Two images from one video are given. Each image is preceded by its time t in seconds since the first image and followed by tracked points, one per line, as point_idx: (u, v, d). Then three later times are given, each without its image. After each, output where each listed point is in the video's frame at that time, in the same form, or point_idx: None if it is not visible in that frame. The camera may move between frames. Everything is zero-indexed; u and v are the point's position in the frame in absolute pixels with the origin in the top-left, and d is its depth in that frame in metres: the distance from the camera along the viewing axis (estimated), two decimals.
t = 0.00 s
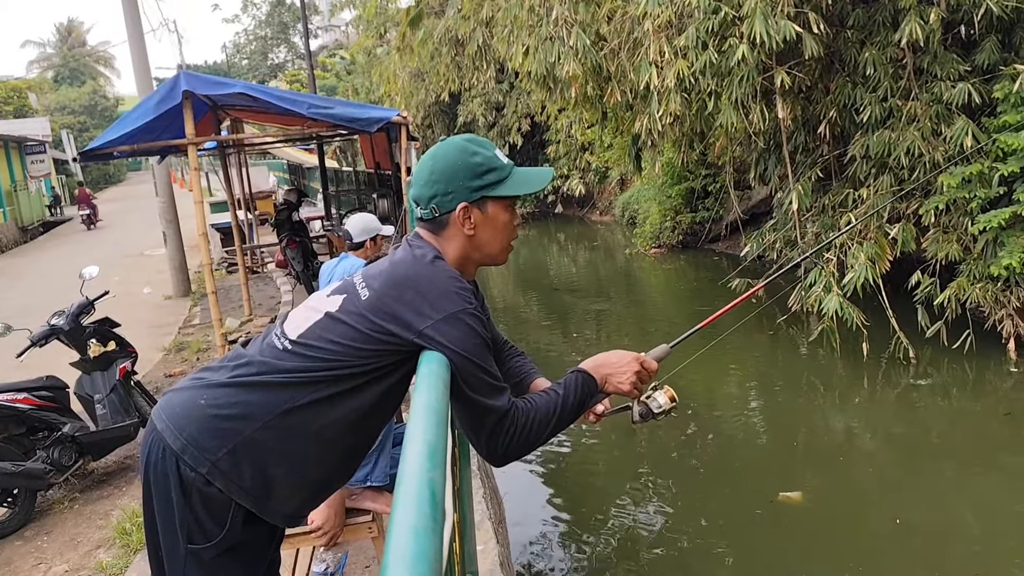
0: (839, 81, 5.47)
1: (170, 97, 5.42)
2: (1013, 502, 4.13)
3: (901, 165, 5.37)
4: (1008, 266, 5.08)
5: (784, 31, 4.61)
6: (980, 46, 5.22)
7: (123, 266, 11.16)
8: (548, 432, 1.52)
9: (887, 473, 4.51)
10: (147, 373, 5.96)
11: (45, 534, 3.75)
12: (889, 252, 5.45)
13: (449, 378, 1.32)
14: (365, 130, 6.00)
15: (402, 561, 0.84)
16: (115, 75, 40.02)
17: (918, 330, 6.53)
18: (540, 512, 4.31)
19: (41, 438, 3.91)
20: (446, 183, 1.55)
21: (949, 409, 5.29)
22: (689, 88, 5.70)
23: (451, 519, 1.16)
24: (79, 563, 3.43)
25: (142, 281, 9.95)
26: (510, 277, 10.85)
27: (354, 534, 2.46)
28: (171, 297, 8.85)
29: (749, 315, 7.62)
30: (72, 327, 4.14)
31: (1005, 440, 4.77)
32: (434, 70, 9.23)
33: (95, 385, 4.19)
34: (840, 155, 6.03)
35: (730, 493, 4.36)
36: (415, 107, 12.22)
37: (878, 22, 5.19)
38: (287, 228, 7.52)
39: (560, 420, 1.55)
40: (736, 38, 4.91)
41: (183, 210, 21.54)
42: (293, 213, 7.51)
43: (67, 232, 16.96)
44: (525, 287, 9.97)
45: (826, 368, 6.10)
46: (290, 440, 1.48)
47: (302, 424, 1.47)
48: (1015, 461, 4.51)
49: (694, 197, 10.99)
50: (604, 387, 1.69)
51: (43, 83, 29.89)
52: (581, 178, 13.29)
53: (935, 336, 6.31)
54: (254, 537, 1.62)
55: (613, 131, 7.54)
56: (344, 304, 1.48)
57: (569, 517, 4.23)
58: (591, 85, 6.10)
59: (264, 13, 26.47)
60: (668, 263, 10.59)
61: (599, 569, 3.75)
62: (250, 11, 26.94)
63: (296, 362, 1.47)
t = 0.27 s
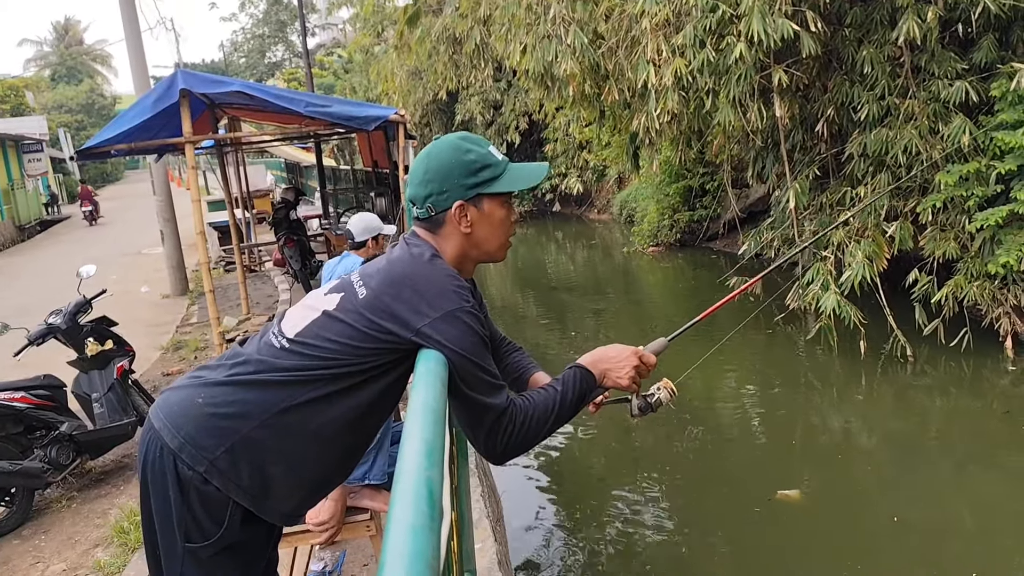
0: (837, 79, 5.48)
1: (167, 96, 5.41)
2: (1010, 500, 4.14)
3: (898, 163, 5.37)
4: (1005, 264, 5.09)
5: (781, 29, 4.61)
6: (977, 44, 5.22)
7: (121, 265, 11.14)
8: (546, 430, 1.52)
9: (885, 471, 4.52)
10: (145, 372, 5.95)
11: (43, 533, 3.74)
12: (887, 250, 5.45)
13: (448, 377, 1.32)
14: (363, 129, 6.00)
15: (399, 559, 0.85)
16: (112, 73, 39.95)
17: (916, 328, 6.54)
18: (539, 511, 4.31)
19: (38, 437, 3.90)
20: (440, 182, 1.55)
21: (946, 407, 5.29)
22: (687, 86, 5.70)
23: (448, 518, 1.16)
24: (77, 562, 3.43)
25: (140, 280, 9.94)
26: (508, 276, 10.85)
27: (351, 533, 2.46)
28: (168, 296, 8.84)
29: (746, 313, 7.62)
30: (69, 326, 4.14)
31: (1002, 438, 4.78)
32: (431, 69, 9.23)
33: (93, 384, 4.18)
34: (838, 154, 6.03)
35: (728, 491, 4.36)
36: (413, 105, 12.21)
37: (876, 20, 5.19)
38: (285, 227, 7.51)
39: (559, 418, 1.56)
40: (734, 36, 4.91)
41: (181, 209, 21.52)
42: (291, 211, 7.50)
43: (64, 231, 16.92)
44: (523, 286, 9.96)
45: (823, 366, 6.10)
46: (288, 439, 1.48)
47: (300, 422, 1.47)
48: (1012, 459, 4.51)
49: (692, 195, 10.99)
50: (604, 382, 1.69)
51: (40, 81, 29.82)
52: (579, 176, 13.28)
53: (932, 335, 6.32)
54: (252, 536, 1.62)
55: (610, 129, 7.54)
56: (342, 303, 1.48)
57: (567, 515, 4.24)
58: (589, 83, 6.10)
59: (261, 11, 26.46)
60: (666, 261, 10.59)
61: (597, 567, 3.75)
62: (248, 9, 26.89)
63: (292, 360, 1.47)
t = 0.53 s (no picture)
0: (835, 78, 5.48)
1: (166, 95, 5.41)
2: (1009, 499, 4.14)
3: (897, 162, 5.38)
4: (1004, 263, 5.09)
5: (780, 28, 4.60)
6: (976, 43, 5.22)
7: (119, 264, 11.13)
8: (545, 430, 1.52)
9: (884, 470, 4.52)
10: (143, 371, 5.95)
11: (42, 533, 3.74)
12: (886, 249, 5.45)
13: (447, 375, 1.32)
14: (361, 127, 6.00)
15: (398, 559, 0.85)
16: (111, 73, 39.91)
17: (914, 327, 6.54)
18: (538, 509, 4.31)
19: (37, 436, 3.90)
20: (435, 180, 1.56)
21: (946, 405, 5.29)
22: (686, 85, 5.70)
23: (448, 516, 1.16)
24: (76, 561, 3.43)
25: (138, 279, 9.93)
26: (507, 274, 10.84)
27: (351, 532, 2.46)
28: (167, 295, 8.83)
29: (745, 312, 7.62)
30: (68, 325, 4.14)
31: (1001, 436, 4.79)
32: (430, 67, 9.23)
33: (91, 383, 4.18)
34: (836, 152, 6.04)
35: (727, 490, 4.36)
36: (412, 104, 12.19)
37: (874, 18, 5.19)
38: (283, 226, 7.51)
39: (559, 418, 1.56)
40: (732, 34, 4.91)
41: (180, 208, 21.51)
42: (290, 210, 7.50)
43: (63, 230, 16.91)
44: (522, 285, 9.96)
45: (822, 365, 6.10)
46: (287, 438, 1.48)
47: (299, 422, 1.47)
48: (1011, 457, 4.51)
49: (691, 194, 10.99)
50: (603, 380, 1.70)
51: (39, 80, 29.79)
52: (577, 175, 13.28)
53: (931, 333, 6.32)
54: (250, 535, 1.62)
55: (609, 128, 7.54)
56: (341, 302, 1.48)
57: (567, 514, 4.24)
58: (588, 82, 6.09)
59: (260, 10, 26.46)
60: (665, 259, 10.59)
61: (597, 566, 3.75)
62: (246, 8, 26.87)
63: (290, 359, 1.47)
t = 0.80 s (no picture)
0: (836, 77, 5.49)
1: (166, 93, 5.41)
2: (1010, 498, 4.14)
3: (897, 161, 5.38)
4: (1004, 261, 5.10)
5: (780, 26, 4.60)
6: (976, 41, 5.22)
7: (119, 263, 11.13)
8: (549, 429, 1.48)
9: (884, 468, 4.52)
10: (144, 370, 5.95)
11: (42, 531, 3.74)
12: (886, 247, 5.45)
13: (447, 374, 1.32)
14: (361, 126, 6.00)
15: (399, 557, 0.85)
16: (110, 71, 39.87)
17: (914, 326, 6.54)
18: (538, 508, 4.31)
19: (37, 435, 3.90)
20: (427, 177, 1.56)
21: (945, 404, 5.29)
22: (686, 83, 5.70)
23: (448, 515, 1.16)
24: (76, 560, 3.44)
25: (138, 278, 9.92)
26: (507, 273, 10.84)
27: (351, 531, 2.45)
28: (167, 294, 8.83)
29: (745, 310, 7.62)
30: (69, 324, 4.14)
31: (1001, 435, 4.79)
32: (429, 66, 9.22)
33: (92, 382, 4.18)
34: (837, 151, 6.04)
35: (727, 489, 4.36)
36: (412, 103, 12.18)
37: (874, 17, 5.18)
38: (283, 224, 7.51)
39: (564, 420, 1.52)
40: (732, 33, 4.91)
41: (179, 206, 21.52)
42: (290, 209, 7.50)
43: (63, 229, 16.92)
44: (523, 283, 9.96)
45: (822, 364, 6.10)
46: (285, 437, 1.48)
47: (298, 420, 1.47)
48: (1010, 456, 4.51)
49: (691, 193, 10.99)
50: (608, 394, 1.67)
51: (38, 78, 29.77)
52: (578, 174, 13.28)
53: (931, 332, 6.32)
54: (249, 533, 1.62)
55: (609, 127, 7.53)
56: (341, 301, 1.48)
57: (567, 513, 4.24)
58: (587, 81, 6.09)
59: (260, 9, 26.45)
60: (665, 258, 10.59)
61: (597, 565, 3.76)
62: (247, 7, 26.87)
63: (289, 358, 1.47)
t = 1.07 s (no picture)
0: (836, 75, 5.48)
1: (165, 92, 5.41)
2: (1010, 496, 4.14)
3: (897, 159, 5.37)
4: (1004, 259, 5.10)
5: (780, 24, 4.59)
6: (976, 39, 5.22)
7: (119, 262, 11.12)
8: (560, 427, 1.39)
9: (885, 466, 4.52)
10: (144, 369, 5.94)
11: (43, 530, 3.74)
12: (886, 245, 5.45)
13: (447, 372, 1.32)
14: (361, 124, 6.00)
15: (399, 555, 0.85)
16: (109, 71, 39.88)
17: (915, 324, 6.54)
18: (537, 506, 4.31)
19: (37, 433, 3.90)
20: (417, 176, 1.55)
21: (945, 402, 5.29)
22: (686, 82, 5.69)
23: (448, 513, 1.16)
24: (76, 559, 3.43)
25: (138, 277, 9.91)
26: (507, 272, 10.83)
27: (351, 529, 2.43)
28: (167, 293, 8.82)
29: (745, 308, 7.61)
30: (69, 323, 4.14)
31: (1001, 433, 4.79)
32: (429, 65, 9.22)
33: (92, 381, 4.18)
34: (836, 149, 6.03)
35: (728, 487, 4.36)
36: (411, 102, 12.17)
37: (874, 14, 5.17)
38: (283, 223, 7.50)
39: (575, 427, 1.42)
40: (732, 31, 4.91)
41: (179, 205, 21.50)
42: (289, 208, 7.49)
43: (63, 228, 16.91)
44: (522, 282, 9.96)
45: (823, 362, 6.10)
46: (284, 434, 1.48)
47: (298, 417, 1.47)
48: (1011, 454, 4.51)
49: (691, 191, 10.98)
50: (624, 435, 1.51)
51: (38, 77, 29.76)
52: (577, 172, 13.28)
53: (931, 330, 6.31)
54: (247, 531, 1.61)
55: (609, 125, 7.53)
56: (340, 299, 1.47)
57: (567, 511, 4.23)
58: (587, 79, 6.09)
59: (259, 7, 26.47)
60: (665, 257, 10.59)
61: (597, 564, 3.75)
62: (246, 6, 26.85)
63: (289, 356, 1.47)
